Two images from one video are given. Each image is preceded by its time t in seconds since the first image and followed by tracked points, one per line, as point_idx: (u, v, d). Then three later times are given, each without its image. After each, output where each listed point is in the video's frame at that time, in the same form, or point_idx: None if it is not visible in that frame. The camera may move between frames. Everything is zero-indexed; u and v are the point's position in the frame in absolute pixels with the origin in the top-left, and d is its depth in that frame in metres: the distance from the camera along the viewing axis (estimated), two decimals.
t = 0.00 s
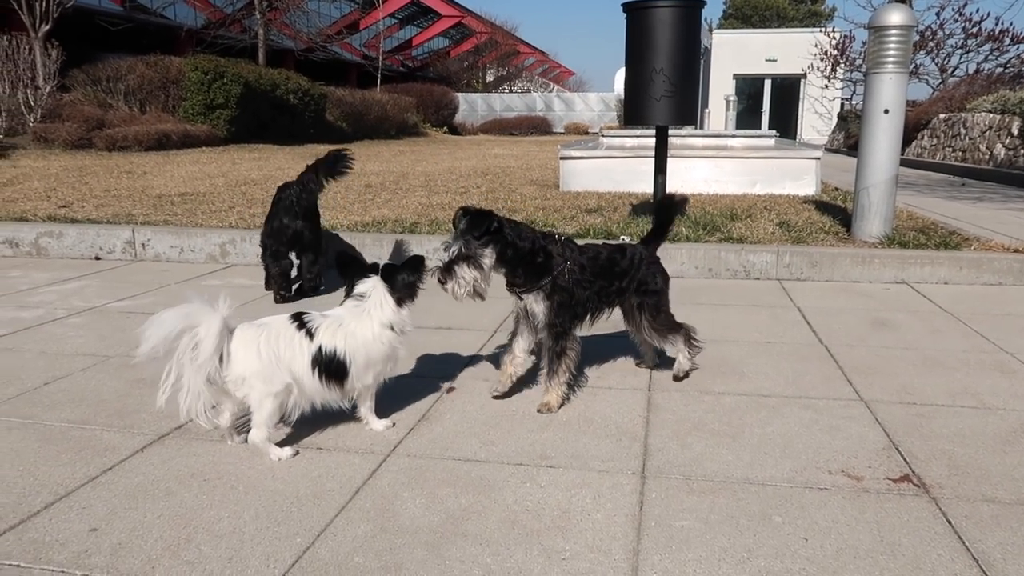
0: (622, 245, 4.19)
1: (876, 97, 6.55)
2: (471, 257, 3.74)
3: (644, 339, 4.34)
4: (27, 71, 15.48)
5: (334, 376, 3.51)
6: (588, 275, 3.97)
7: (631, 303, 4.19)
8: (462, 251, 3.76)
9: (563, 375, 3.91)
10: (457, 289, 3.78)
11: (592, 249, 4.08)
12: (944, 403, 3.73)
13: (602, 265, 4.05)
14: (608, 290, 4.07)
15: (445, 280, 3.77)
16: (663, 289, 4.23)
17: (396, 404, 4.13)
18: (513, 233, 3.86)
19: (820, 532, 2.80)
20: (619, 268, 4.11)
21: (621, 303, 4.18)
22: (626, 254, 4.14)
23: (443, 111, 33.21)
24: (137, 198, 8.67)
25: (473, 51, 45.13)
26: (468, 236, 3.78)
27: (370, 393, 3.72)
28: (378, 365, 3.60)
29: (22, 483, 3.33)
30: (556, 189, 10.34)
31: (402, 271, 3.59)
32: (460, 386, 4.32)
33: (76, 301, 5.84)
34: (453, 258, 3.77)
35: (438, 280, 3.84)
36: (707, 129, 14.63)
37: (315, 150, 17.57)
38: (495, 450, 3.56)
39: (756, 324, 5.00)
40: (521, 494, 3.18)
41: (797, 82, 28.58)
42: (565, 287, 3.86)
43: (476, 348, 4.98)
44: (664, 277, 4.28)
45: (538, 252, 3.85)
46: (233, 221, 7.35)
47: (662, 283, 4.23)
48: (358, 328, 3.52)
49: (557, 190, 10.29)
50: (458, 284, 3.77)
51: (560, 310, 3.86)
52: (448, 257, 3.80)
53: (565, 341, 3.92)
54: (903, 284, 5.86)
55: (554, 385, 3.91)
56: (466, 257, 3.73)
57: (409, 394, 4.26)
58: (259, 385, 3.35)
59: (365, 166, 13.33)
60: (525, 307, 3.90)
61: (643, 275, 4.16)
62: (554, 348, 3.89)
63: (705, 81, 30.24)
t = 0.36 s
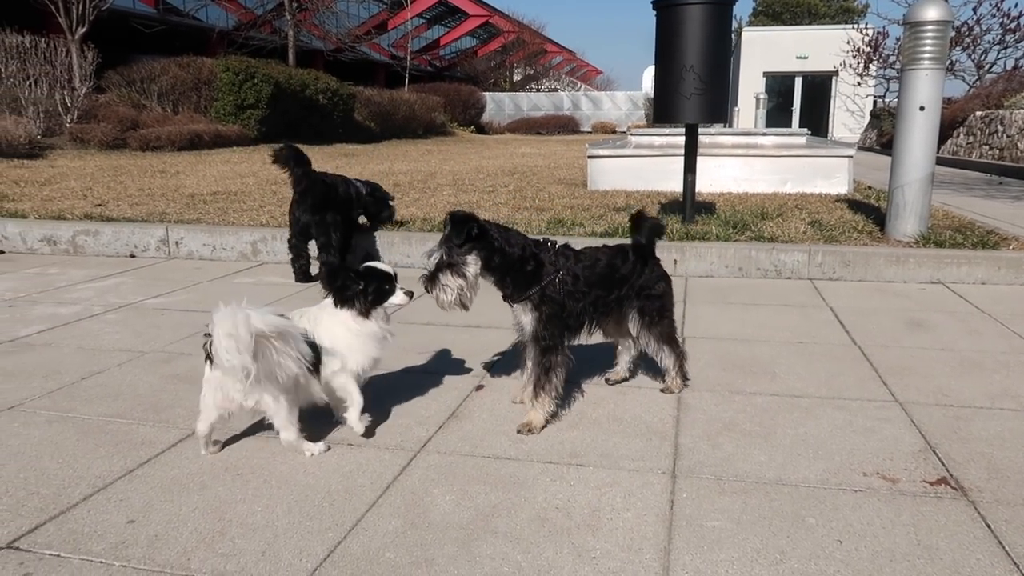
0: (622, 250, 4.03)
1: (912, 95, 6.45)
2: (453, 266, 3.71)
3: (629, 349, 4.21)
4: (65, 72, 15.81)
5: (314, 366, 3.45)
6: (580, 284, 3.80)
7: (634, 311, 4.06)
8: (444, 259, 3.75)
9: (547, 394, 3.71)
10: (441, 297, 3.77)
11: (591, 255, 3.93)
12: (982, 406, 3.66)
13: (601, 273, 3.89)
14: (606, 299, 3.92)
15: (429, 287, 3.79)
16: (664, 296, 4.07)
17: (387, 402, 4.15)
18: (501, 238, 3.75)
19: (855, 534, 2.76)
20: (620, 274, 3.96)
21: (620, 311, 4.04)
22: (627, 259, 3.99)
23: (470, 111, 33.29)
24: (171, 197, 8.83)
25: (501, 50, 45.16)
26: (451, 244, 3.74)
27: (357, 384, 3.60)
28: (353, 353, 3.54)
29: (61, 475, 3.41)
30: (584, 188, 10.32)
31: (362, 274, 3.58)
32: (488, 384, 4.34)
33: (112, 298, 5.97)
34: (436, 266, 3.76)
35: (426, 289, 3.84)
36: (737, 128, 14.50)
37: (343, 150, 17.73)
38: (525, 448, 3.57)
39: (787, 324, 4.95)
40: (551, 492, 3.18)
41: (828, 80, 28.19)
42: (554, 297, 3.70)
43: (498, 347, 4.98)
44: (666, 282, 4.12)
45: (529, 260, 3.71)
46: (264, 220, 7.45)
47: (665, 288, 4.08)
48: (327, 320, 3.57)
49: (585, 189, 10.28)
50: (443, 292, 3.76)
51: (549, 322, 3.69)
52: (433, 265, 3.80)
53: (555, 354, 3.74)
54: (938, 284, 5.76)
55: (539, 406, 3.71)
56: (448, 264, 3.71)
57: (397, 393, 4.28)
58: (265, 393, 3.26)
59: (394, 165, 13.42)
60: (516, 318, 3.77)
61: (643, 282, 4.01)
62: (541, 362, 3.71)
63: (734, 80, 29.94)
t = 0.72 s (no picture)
0: (603, 256, 4.02)
1: (938, 97, 6.38)
2: (444, 263, 3.61)
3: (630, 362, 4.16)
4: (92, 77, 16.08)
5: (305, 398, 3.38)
6: (566, 285, 3.76)
7: (613, 317, 4.01)
8: (436, 257, 3.63)
9: (560, 396, 3.72)
10: (435, 296, 3.61)
11: (570, 259, 3.90)
12: (1011, 413, 3.61)
13: (581, 276, 3.85)
14: (589, 303, 3.86)
15: (422, 289, 3.60)
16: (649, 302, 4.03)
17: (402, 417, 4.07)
18: (489, 235, 3.72)
19: (881, 543, 2.74)
20: (601, 278, 3.91)
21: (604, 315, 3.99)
22: (607, 264, 3.95)
23: (491, 115, 33.36)
24: (195, 201, 8.95)
25: (521, 54, 45.22)
26: (440, 239, 3.65)
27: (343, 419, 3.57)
28: (348, 389, 3.42)
29: (90, 475, 3.47)
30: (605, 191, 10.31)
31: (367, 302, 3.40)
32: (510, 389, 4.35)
33: (138, 301, 6.06)
34: (427, 264, 3.62)
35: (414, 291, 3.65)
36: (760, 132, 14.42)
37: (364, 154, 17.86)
38: (546, 453, 3.58)
39: (810, 329, 4.92)
40: (573, 497, 3.19)
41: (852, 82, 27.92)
42: (544, 299, 3.65)
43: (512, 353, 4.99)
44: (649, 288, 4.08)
45: (514, 260, 3.68)
46: (287, 223, 7.53)
47: (647, 296, 4.02)
48: (324, 348, 3.41)
49: (606, 193, 10.27)
50: (437, 290, 3.61)
51: (541, 325, 3.64)
52: (421, 264, 3.65)
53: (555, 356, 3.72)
54: (965, 289, 5.69)
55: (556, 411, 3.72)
56: (440, 263, 3.59)
57: (410, 407, 4.20)
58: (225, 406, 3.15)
59: (415, 169, 13.50)
60: (503, 324, 3.68)
61: (625, 287, 3.97)
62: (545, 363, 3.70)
63: (756, 82, 29.74)
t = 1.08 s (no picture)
0: (612, 263, 4.07)
1: (959, 105, 6.33)
2: (455, 263, 3.59)
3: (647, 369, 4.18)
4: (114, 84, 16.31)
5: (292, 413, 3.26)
6: (569, 289, 3.81)
7: (625, 325, 4.06)
8: (447, 257, 3.60)
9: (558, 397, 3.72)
10: (446, 298, 3.61)
11: (578, 265, 3.96)
12: None
13: (589, 281, 3.90)
14: (595, 308, 3.90)
15: (433, 290, 3.60)
16: (662, 309, 4.06)
17: (409, 428, 4.02)
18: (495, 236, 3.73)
19: (902, 556, 2.71)
20: (608, 286, 3.96)
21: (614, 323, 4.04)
22: (616, 271, 4.00)
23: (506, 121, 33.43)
24: (214, 206, 9.04)
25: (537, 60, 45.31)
26: (450, 240, 3.63)
27: (334, 440, 3.39)
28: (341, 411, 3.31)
29: (111, 478, 3.51)
30: (621, 198, 10.31)
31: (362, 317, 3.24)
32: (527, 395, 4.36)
33: (158, 305, 6.13)
34: (437, 266, 3.59)
35: (423, 292, 3.65)
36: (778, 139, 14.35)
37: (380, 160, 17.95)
38: (563, 460, 3.58)
39: (829, 338, 4.89)
40: (590, 505, 3.19)
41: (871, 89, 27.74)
42: (544, 300, 3.68)
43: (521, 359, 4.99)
44: (661, 294, 4.11)
45: (518, 261, 3.69)
46: (305, 229, 7.59)
47: (660, 301, 4.06)
48: (321, 367, 3.28)
49: (622, 200, 10.27)
50: (447, 292, 3.61)
51: (540, 325, 3.66)
52: (430, 264, 3.60)
53: (559, 355, 3.75)
54: (986, 299, 5.64)
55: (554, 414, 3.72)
56: (452, 263, 3.58)
57: (409, 421, 4.11)
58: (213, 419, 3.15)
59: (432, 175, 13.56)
60: (505, 326, 3.70)
61: (635, 294, 4.02)
62: (548, 362, 3.72)
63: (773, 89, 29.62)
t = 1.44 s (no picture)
0: (586, 274, 4.01)
1: (962, 108, 6.32)
2: (413, 297, 3.57)
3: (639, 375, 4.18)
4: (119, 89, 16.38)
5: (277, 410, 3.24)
6: (545, 304, 3.75)
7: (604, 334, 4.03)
8: (405, 290, 3.59)
9: (519, 421, 3.65)
10: (402, 332, 3.60)
11: (552, 275, 3.87)
12: None
13: (564, 293, 3.83)
14: (572, 321, 3.86)
15: (388, 323, 3.58)
16: (638, 318, 4.02)
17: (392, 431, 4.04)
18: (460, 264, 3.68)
19: (905, 560, 2.70)
20: (584, 296, 3.91)
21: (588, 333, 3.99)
22: (591, 283, 3.94)
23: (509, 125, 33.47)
24: (218, 211, 9.06)
25: (541, 65, 45.40)
26: (410, 272, 3.61)
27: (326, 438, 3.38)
28: (320, 405, 3.31)
29: (113, 482, 3.51)
30: (624, 202, 10.31)
31: (337, 312, 3.34)
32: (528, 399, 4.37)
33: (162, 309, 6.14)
34: (396, 299, 3.59)
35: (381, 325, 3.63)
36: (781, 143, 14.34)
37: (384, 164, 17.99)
38: (565, 464, 3.58)
39: (832, 342, 4.88)
40: (591, 509, 3.18)
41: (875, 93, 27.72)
42: (522, 319, 3.66)
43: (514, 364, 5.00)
44: (635, 307, 4.07)
45: (496, 282, 3.66)
46: (308, 234, 7.61)
47: (634, 312, 4.03)
48: (301, 362, 3.30)
49: (625, 204, 10.27)
50: (403, 327, 3.59)
51: (518, 345, 3.65)
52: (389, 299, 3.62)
53: (524, 381, 3.68)
54: (990, 302, 5.62)
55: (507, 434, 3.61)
56: (408, 297, 3.56)
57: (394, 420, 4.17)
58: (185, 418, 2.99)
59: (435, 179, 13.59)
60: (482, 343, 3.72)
61: (609, 306, 3.98)
62: (513, 388, 3.66)
63: (778, 93, 29.62)
